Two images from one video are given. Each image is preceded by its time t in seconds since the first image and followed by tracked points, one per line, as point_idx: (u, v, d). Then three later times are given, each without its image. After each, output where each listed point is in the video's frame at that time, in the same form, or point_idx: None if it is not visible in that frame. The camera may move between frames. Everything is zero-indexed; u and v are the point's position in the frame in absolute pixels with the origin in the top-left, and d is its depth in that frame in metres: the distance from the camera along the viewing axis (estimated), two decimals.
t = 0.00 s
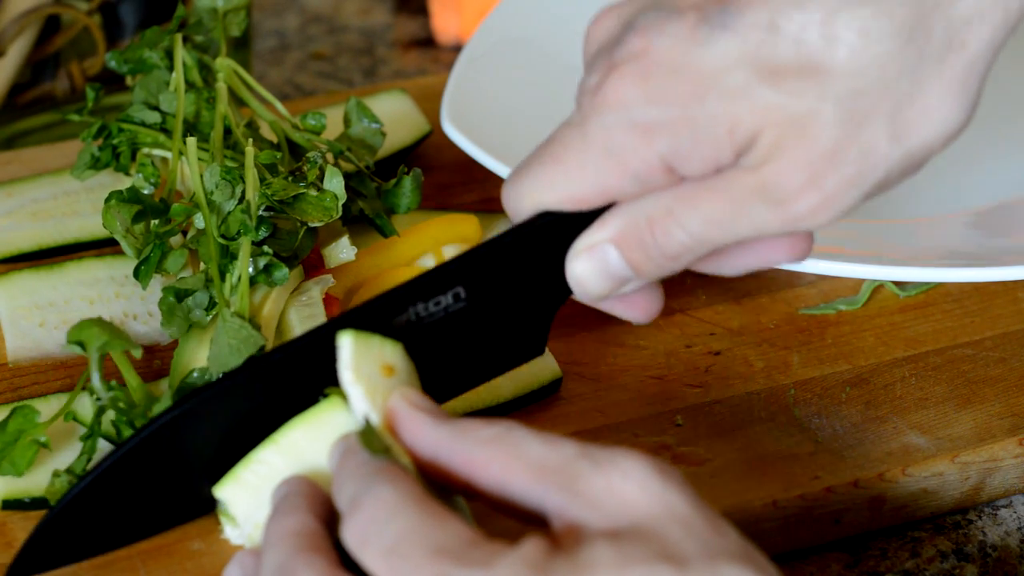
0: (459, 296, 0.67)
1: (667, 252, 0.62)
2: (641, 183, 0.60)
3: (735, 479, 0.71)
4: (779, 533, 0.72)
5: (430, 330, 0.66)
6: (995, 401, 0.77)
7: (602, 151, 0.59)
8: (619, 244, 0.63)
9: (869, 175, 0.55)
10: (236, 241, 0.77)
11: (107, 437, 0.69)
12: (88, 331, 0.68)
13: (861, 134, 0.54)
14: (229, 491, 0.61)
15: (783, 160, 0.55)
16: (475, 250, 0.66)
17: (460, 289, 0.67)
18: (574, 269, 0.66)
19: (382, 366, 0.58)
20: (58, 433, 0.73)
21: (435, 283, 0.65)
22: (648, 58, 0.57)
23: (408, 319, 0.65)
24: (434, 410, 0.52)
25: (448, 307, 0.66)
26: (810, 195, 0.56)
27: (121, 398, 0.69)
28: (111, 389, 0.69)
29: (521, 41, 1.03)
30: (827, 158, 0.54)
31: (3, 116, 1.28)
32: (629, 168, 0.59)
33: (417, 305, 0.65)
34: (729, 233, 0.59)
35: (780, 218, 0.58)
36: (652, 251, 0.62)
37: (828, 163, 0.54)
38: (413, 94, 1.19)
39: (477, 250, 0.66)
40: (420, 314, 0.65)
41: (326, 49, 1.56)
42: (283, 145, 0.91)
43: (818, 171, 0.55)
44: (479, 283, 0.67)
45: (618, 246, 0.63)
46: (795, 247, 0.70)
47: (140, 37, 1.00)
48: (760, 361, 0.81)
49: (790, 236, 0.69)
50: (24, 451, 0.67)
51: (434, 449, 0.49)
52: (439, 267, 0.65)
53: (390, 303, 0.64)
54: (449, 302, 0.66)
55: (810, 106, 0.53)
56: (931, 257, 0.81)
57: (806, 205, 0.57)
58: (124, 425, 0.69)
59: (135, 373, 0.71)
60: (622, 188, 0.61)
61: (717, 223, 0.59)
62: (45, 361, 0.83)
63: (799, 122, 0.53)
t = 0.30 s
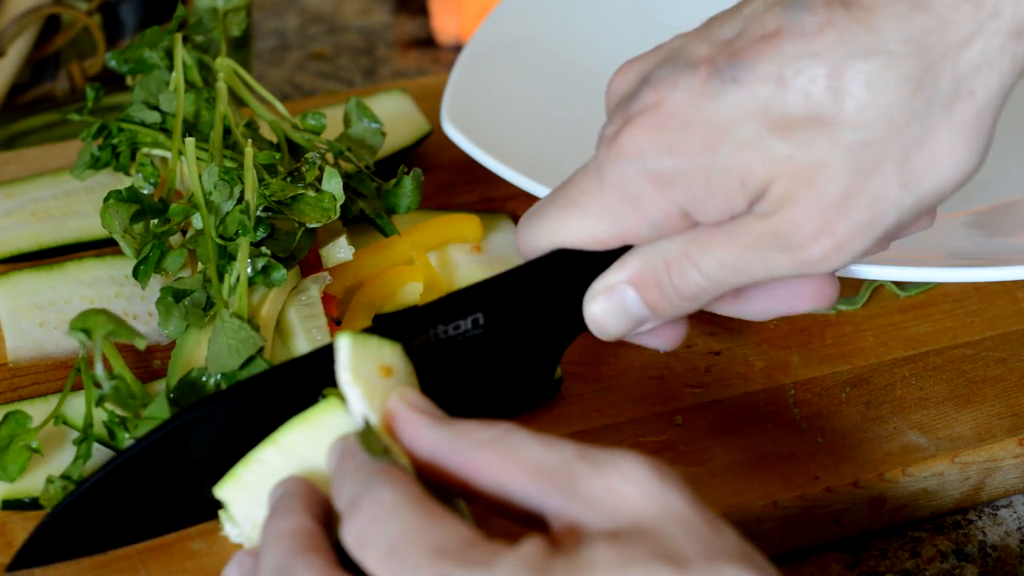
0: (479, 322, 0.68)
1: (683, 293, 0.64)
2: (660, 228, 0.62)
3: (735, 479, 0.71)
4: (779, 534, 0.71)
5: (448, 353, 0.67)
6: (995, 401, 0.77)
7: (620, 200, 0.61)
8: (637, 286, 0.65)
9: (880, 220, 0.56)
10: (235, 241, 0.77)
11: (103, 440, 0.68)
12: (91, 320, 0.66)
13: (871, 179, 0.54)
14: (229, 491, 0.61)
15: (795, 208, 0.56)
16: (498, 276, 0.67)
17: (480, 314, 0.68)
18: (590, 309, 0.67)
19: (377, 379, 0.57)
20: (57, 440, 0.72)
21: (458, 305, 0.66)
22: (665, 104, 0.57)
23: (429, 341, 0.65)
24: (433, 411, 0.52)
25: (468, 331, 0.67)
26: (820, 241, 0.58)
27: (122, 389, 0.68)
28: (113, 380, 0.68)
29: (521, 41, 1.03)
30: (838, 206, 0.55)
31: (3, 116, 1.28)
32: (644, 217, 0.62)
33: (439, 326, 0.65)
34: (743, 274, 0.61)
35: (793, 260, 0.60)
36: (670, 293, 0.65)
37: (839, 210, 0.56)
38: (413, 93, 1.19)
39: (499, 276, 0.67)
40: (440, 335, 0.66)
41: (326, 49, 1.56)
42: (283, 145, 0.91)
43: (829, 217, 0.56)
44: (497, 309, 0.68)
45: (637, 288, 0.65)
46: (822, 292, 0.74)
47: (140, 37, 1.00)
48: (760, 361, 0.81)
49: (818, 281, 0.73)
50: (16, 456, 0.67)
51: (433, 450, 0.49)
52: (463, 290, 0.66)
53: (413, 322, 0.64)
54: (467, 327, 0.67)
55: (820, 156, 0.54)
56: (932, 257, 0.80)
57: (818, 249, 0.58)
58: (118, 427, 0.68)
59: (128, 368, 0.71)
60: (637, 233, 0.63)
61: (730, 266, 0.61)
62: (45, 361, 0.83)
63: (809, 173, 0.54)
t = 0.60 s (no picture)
0: (573, 275, 0.70)
1: (776, 235, 0.68)
2: (741, 172, 0.69)
3: (735, 479, 0.71)
4: (779, 533, 0.72)
5: (543, 308, 0.70)
6: (995, 401, 0.77)
7: (703, 151, 0.69)
8: (731, 231, 0.67)
9: (960, 153, 0.66)
10: (235, 241, 0.77)
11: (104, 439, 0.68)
12: (91, 315, 0.66)
13: (944, 113, 0.65)
14: (229, 492, 0.62)
15: (876, 142, 0.66)
16: (585, 232, 0.70)
17: (575, 267, 0.69)
18: (679, 262, 0.69)
19: (377, 379, 0.57)
20: (56, 442, 0.72)
21: (547, 261, 0.69)
22: (728, 66, 0.72)
23: (523, 296, 0.68)
24: (433, 413, 0.52)
25: (558, 285, 0.69)
26: (905, 175, 0.67)
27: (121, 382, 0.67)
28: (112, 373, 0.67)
29: (520, 41, 1.03)
30: (921, 128, 0.65)
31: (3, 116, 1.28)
32: (725, 163, 0.68)
33: (529, 284, 0.68)
34: (821, 222, 0.68)
35: (874, 199, 0.67)
36: (761, 235, 0.68)
37: (921, 135, 0.65)
38: (413, 93, 1.19)
39: (588, 231, 0.70)
40: (532, 292, 0.68)
41: (325, 49, 1.56)
42: (283, 145, 0.91)
43: (910, 145, 0.65)
44: (592, 265, 0.70)
45: (732, 231, 0.67)
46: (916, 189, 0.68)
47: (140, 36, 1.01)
48: (760, 361, 0.81)
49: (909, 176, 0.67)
50: (16, 457, 0.67)
51: (433, 452, 0.49)
52: (552, 245, 0.70)
53: (500, 281, 0.68)
54: (555, 284, 0.69)
55: (892, 91, 0.65)
56: (932, 256, 0.80)
57: (899, 187, 0.67)
58: (117, 427, 0.67)
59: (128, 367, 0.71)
60: (721, 177, 0.69)
61: (818, 207, 0.67)
62: (45, 361, 0.83)
63: (885, 106, 0.65)
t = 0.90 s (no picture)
0: (771, 205, 0.72)
1: (963, 152, 0.75)
2: (929, 89, 0.81)
3: (736, 478, 0.72)
4: (780, 533, 0.72)
5: (742, 240, 0.72)
6: (995, 401, 0.77)
7: (883, 75, 0.81)
8: (921, 154, 0.73)
9: None
10: (236, 241, 0.77)
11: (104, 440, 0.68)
12: (88, 317, 0.65)
13: None
14: (230, 492, 0.63)
15: None
16: (777, 163, 0.73)
17: (769, 197, 0.72)
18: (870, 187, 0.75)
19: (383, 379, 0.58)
20: (56, 443, 0.72)
21: (744, 192, 0.72)
22: None
23: (721, 225, 0.71)
24: (432, 413, 0.52)
25: (759, 214, 0.72)
26: None
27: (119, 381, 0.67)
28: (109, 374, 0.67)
29: (520, 41, 1.03)
30: None
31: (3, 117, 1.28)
32: (909, 80, 0.80)
33: (729, 213, 0.71)
34: (1005, 136, 0.77)
35: None
36: (949, 152, 0.75)
37: None
38: (413, 93, 1.19)
39: (778, 163, 0.73)
40: (733, 220, 0.71)
41: (325, 49, 1.56)
42: (283, 145, 0.91)
43: None
44: (790, 195, 0.73)
45: (922, 153, 0.73)
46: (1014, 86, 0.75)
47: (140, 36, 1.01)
48: (760, 361, 0.81)
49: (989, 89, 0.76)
50: (16, 457, 0.67)
51: (431, 454, 0.49)
52: (746, 177, 0.72)
53: (699, 212, 0.70)
54: (757, 213, 0.72)
55: None
56: (930, 257, 0.80)
57: None
58: (117, 428, 0.67)
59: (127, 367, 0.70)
60: (908, 100, 0.79)
61: (1002, 123, 0.76)
62: (45, 361, 0.83)
63: None
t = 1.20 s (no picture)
0: (908, 134, 0.75)
1: None
2: None
3: (736, 477, 0.72)
4: (781, 532, 0.72)
5: (881, 168, 0.76)
6: (995, 401, 0.77)
7: None
8: None
9: None
10: (236, 242, 0.77)
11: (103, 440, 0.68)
12: (85, 318, 0.65)
13: None
14: (229, 491, 0.63)
15: None
16: (916, 91, 0.74)
17: (908, 127, 0.75)
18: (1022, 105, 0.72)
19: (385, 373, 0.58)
20: (56, 442, 0.72)
21: (885, 124, 0.74)
22: None
23: (858, 161, 0.75)
24: (426, 410, 0.51)
25: (896, 144, 0.75)
26: None
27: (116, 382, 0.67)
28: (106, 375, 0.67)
29: (521, 41, 1.03)
30: None
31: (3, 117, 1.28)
32: None
33: (866, 147, 0.74)
34: None
35: None
36: None
37: None
38: (413, 93, 1.19)
39: (918, 91, 0.74)
40: (869, 154, 0.75)
41: (325, 49, 1.56)
42: (283, 145, 0.91)
43: None
44: (924, 122, 0.76)
45: None
46: None
47: (140, 36, 1.01)
48: (760, 361, 0.81)
49: None
50: (15, 457, 0.67)
51: (419, 451, 0.49)
52: (887, 107, 0.74)
53: (844, 147, 0.73)
54: (895, 141, 0.75)
55: None
56: (929, 257, 0.80)
57: None
58: (116, 428, 0.67)
59: (126, 368, 0.70)
60: None
61: None
62: (45, 361, 0.83)
63: None
